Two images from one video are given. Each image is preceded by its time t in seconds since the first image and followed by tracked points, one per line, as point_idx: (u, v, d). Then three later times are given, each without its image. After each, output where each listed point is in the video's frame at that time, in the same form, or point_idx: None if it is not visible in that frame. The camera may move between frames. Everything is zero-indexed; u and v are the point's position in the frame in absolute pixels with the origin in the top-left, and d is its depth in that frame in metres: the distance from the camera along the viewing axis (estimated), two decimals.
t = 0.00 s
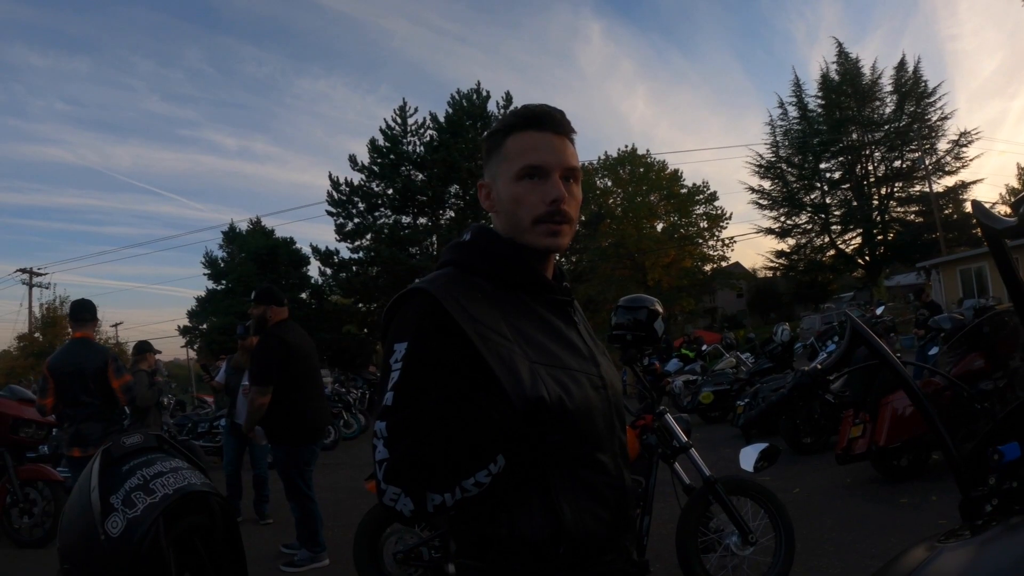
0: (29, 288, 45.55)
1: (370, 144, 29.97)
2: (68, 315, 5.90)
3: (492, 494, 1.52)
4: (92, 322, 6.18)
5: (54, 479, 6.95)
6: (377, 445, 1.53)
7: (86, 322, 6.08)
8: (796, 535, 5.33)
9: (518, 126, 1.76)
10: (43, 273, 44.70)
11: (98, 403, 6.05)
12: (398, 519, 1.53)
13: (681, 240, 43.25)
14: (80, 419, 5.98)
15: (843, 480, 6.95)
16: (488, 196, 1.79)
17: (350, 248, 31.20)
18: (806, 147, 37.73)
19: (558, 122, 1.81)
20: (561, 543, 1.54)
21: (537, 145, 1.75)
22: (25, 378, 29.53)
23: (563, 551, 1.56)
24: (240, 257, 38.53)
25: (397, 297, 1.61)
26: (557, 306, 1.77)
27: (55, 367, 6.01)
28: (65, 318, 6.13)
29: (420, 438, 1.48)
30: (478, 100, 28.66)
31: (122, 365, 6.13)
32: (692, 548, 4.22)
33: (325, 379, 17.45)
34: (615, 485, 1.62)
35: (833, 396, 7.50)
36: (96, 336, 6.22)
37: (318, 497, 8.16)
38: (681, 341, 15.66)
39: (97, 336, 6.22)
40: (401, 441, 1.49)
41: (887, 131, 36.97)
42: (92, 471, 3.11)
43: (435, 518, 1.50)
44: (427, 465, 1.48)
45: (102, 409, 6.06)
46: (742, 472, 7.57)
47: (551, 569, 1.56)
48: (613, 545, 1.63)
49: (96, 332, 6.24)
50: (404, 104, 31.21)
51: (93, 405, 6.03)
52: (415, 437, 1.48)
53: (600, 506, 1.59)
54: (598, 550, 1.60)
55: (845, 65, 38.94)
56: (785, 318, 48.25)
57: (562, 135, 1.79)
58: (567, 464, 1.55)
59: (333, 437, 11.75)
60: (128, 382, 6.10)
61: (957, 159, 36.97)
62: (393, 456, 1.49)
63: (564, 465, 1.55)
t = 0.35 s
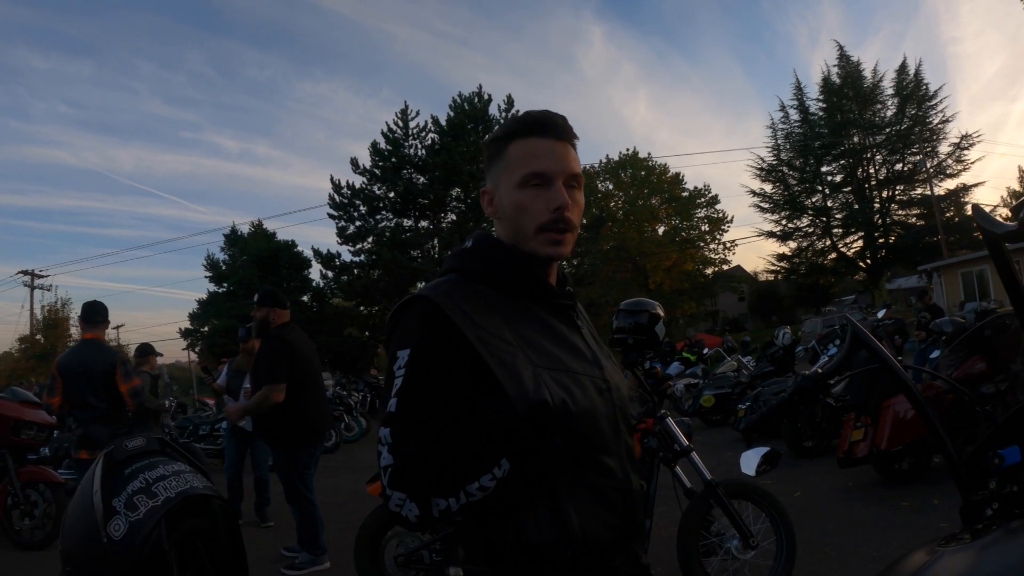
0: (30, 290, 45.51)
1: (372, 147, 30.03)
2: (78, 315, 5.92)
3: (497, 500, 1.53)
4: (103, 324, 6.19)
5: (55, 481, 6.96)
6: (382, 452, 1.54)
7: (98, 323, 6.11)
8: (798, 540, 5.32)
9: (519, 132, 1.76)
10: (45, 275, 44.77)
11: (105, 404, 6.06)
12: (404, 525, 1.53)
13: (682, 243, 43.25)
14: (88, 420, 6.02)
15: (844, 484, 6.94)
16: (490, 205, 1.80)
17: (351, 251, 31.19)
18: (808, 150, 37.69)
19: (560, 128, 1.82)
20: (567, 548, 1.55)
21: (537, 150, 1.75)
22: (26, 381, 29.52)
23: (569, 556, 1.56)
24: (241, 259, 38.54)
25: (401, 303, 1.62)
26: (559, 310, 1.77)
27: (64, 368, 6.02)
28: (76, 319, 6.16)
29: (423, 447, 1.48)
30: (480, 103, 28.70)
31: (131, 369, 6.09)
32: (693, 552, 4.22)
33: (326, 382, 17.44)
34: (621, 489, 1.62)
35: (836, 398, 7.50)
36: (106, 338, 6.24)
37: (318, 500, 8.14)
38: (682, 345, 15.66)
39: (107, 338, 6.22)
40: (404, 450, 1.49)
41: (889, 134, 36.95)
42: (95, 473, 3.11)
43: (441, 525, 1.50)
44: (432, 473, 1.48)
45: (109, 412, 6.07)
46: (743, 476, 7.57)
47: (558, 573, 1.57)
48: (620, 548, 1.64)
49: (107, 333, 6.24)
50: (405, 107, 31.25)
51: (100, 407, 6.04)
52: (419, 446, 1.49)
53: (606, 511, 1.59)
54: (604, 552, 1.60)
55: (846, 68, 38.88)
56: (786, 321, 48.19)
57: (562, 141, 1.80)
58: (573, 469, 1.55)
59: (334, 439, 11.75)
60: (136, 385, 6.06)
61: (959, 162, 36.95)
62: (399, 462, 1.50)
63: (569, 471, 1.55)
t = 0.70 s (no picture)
0: (32, 300, 45.55)
1: (372, 157, 30.18)
2: (83, 325, 5.97)
3: (494, 505, 1.56)
4: (109, 334, 6.22)
5: (57, 489, 6.98)
6: (380, 461, 1.58)
7: (103, 333, 6.15)
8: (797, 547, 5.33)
9: (495, 147, 1.80)
10: (46, 285, 44.89)
11: (107, 414, 6.09)
12: (404, 531, 1.57)
13: (683, 251, 43.29)
14: (90, 430, 6.05)
15: (844, 491, 6.95)
16: (473, 222, 1.83)
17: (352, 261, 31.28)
18: (807, 157, 37.76)
19: (534, 141, 1.84)
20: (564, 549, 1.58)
21: (514, 165, 1.78)
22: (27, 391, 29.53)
23: (568, 557, 1.59)
24: (242, 269, 38.61)
25: (397, 319, 1.64)
26: (551, 320, 1.80)
27: (67, 377, 6.06)
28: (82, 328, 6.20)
29: (417, 455, 1.52)
30: (480, 113, 28.85)
31: (136, 379, 6.04)
32: (692, 561, 4.23)
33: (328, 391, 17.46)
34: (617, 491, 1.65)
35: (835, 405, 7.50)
36: (112, 347, 6.28)
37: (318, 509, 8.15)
38: (683, 353, 15.68)
39: (112, 348, 6.27)
40: (401, 459, 1.53)
41: (888, 141, 36.98)
42: (100, 479, 3.14)
43: (441, 529, 1.54)
44: (427, 480, 1.52)
45: (111, 422, 6.10)
46: (743, 484, 7.58)
47: None
48: (617, 549, 1.66)
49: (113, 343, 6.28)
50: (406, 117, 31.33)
51: (103, 416, 6.07)
52: (414, 455, 1.52)
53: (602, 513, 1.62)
54: (603, 554, 1.63)
55: (845, 76, 38.95)
56: (788, 329, 48.13)
57: (537, 152, 1.83)
58: (566, 476, 1.58)
59: (335, 448, 11.75)
60: (139, 396, 5.99)
61: (958, 167, 36.97)
62: (395, 472, 1.53)
63: (563, 476, 1.58)
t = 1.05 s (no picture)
0: (45, 303, 45.94)
1: (383, 162, 30.39)
2: (94, 330, 6.07)
3: (469, 507, 1.64)
4: (120, 339, 6.32)
5: (69, 490, 7.10)
6: (367, 462, 1.68)
7: (114, 339, 6.24)
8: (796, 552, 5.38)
9: (487, 169, 1.88)
10: (58, 289, 45.26)
11: (117, 419, 6.18)
12: (385, 526, 1.66)
13: (693, 255, 43.31)
14: (100, 434, 6.14)
15: (848, 497, 6.97)
16: (465, 238, 1.92)
17: (362, 265, 31.49)
18: (818, 160, 37.63)
19: (526, 164, 1.93)
20: (531, 553, 1.64)
21: (505, 187, 1.87)
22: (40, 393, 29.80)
23: (536, 560, 1.66)
24: (252, 273, 38.82)
25: (386, 330, 1.73)
26: (537, 335, 1.87)
27: (79, 381, 6.15)
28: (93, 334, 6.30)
29: (400, 461, 1.61)
30: (489, 117, 29.02)
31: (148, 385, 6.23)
32: (689, 563, 4.31)
33: (337, 396, 17.58)
34: (588, 500, 1.70)
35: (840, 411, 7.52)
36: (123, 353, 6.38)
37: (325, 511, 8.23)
38: (692, 357, 15.73)
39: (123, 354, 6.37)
40: (385, 460, 1.62)
41: (899, 143, 36.52)
42: (113, 480, 3.23)
43: (420, 527, 1.62)
44: (407, 483, 1.61)
45: (121, 426, 6.20)
46: (748, 490, 7.61)
47: None
48: (587, 555, 1.72)
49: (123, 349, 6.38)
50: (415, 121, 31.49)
51: (112, 421, 6.16)
52: (397, 459, 1.61)
53: (572, 521, 1.68)
54: (572, 560, 1.69)
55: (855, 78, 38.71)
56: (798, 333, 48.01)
57: (528, 175, 1.91)
58: (540, 484, 1.64)
59: (344, 452, 11.85)
60: (150, 401, 6.17)
61: (969, 170, 36.73)
62: (379, 473, 1.63)
63: (537, 484, 1.64)
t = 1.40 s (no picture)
0: (70, 302, 46.52)
1: (402, 165, 30.56)
2: (117, 329, 6.20)
3: (466, 503, 1.72)
4: (141, 339, 6.45)
5: (90, 486, 7.27)
6: (371, 455, 1.75)
7: (135, 339, 6.36)
8: (805, 558, 5.42)
9: (499, 184, 1.97)
10: (82, 288, 45.87)
11: (140, 417, 6.33)
12: (384, 518, 1.74)
13: (715, 258, 43.35)
14: (123, 431, 6.29)
15: (861, 502, 6.99)
16: (475, 248, 2.00)
17: (382, 267, 31.69)
18: (839, 162, 36.84)
19: (537, 182, 2.01)
20: (521, 553, 1.72)
21: (514, 201, 1.95)
22: (64, 391, 30.20)
23: (525, 559, 1.73)
24: (273, 273, 39.13)
25: (395, 333, 1.81)
26: (537, 344, 1.95)
27: (102, 379, 6.30)
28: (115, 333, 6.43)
29: (404, 455, 1.69)
30: (509, 120, 29.18)
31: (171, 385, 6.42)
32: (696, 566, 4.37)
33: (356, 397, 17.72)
34: (579, 503, 1.77)
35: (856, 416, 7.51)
36: (144, 353, 6.50)
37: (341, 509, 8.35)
38: (711, 361, 15.70)
39: (144, 353, 6.49)
40: (388, 456, 1.70)
41: (920, 145, 35.69)
42: (135, 474, 3.34)
43: (418, 520, 1.70)
44: (409, 476, 1.68)
45: (143, 424, 6.34)
46: (762, 494, 7.63)
47: None
48: (573, 557, 1.79)
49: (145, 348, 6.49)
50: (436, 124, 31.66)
51: (136, 419, 6.31)
52: (400, 455, 1.69)
53: (563, 523, 1.75)
54: (558, 560, 1.77)
55: (877, 79, 38.35)
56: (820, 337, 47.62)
57: (539, 192, 1.99)
58: (533, 486, 1.73)
59: (361, 452, 11.96)
60: (173, 400, 6.36)
61: (992, 172, 36.26)
62: (383, 467, 1.71)
63: (531, 484, 1.72)
